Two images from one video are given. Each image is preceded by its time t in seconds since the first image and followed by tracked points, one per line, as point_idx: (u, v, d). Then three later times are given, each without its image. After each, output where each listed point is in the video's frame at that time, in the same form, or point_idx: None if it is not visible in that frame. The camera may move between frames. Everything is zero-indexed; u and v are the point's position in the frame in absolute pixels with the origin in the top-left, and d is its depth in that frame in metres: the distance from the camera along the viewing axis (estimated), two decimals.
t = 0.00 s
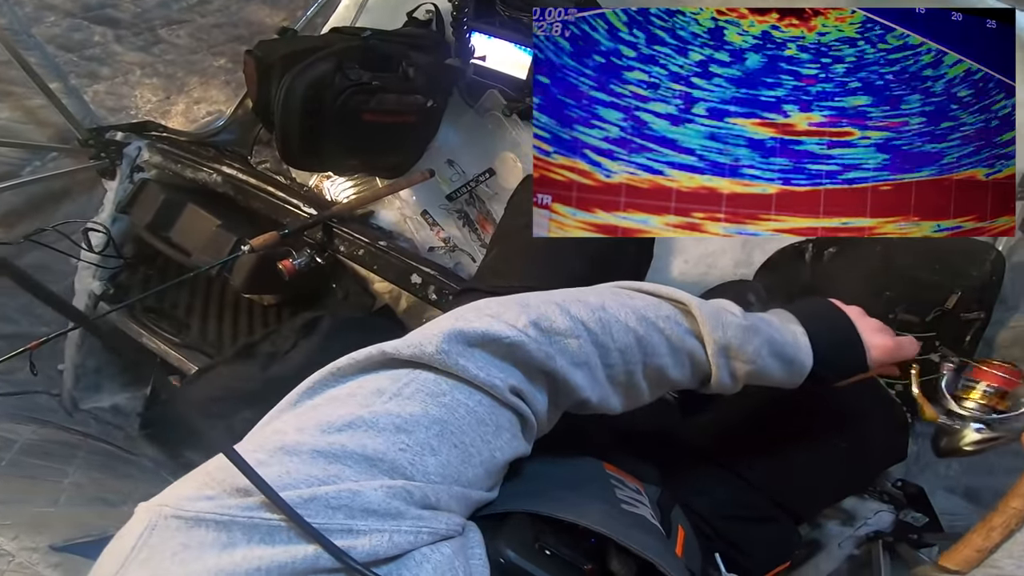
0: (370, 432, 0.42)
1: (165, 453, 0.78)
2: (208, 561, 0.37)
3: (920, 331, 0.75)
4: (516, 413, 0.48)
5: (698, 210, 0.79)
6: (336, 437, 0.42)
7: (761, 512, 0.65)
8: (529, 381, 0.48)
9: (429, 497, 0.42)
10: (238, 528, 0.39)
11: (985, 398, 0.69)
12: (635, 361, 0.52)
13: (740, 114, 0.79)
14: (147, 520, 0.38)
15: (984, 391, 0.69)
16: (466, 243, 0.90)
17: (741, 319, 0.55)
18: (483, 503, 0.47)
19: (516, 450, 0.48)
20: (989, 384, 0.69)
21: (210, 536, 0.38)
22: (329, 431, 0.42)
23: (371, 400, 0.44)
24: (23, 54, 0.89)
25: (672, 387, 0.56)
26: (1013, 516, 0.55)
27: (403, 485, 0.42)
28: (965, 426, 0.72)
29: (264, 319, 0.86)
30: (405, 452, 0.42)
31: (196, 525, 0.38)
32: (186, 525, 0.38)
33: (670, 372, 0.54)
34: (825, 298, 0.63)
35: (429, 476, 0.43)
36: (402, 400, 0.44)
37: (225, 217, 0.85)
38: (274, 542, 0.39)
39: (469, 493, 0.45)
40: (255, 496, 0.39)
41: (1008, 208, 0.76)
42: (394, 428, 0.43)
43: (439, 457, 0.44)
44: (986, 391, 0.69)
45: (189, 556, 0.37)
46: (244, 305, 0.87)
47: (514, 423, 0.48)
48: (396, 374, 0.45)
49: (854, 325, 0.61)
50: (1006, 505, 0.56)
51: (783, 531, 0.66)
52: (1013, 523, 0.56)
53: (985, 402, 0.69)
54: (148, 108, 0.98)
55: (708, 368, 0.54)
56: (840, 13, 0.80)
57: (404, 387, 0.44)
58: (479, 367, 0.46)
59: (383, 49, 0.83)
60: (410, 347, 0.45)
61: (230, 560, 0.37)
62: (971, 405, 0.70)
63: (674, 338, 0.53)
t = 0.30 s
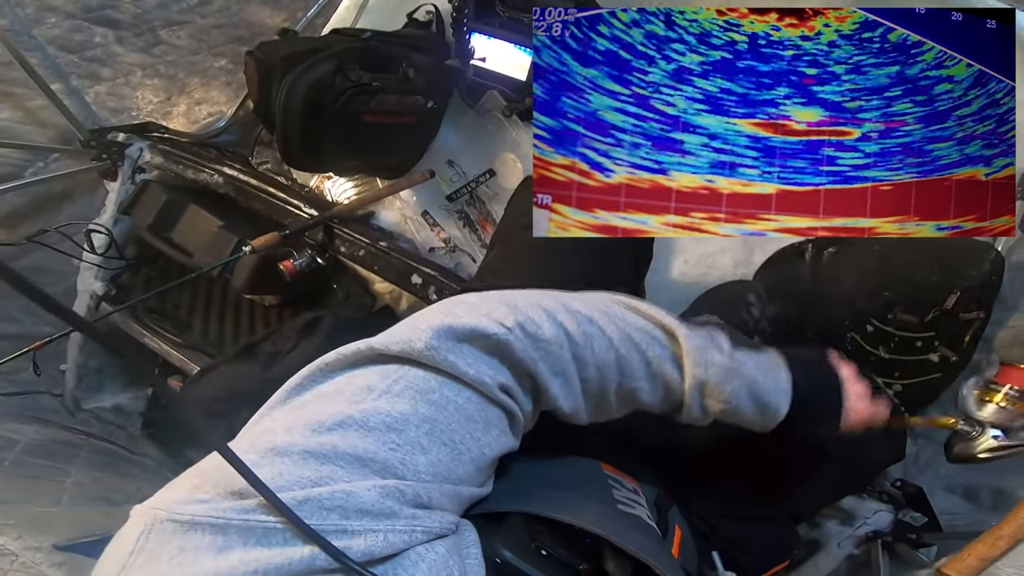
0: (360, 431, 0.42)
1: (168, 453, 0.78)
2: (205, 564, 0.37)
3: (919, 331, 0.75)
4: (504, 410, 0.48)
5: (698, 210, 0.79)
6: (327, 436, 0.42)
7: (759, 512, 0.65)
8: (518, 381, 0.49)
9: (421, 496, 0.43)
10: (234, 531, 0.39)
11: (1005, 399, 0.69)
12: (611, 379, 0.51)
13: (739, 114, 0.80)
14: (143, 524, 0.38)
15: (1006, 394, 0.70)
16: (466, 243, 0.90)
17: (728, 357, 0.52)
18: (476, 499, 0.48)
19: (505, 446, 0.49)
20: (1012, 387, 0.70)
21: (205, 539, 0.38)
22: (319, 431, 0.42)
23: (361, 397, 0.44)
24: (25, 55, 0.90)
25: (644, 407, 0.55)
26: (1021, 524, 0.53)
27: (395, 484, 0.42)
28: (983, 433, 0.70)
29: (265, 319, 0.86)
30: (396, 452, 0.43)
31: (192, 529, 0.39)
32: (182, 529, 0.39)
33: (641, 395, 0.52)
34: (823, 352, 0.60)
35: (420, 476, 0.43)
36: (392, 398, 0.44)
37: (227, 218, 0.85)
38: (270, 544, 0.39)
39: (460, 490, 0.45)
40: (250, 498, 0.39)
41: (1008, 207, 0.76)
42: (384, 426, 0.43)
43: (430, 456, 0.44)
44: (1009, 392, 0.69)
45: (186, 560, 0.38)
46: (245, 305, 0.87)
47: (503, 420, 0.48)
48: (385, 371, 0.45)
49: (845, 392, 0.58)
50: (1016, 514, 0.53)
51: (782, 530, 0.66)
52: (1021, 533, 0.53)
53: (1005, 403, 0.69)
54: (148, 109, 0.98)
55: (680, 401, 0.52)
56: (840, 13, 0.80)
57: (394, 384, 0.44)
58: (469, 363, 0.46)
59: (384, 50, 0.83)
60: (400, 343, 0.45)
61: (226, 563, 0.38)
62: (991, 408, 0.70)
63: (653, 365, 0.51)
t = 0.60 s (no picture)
0: (366, 432, 0.42)
1: (168, 453, 0.78)
2: (208, 561, 0.37)
3: (922, 330, 0.75)
4: (508, 414, 0.48)
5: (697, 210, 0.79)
6: (333, 437, 0.42)
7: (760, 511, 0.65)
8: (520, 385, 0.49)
9: (427, 497, 0.42)
10: (238, 528, 0.39)
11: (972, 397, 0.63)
12: (611, 386, 0.51)
13: (739, 114, 0.79)
14: (149, 522, 0.38)
15: (969, 392, 0.64)
16: (466, 242, 0.90)
17: (734, 360, 0.51)
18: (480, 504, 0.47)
19: (510, 450, 0.48)
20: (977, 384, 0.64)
21: (210, 536, 0.38)
22: (326, 432, 0.42)
23: (366, 401, 0.44)
24: (21, 54, 0.90)
25: (652, 420, 0.54)
26: (991, 521, 0.52)
27: (400, 485, 0.42)
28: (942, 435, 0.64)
29: (265, 318, 0.86)
30: (401, 453, 0.43)
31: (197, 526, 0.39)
32: (187, 526, 0.38)
33: (646, 404, 0.52)
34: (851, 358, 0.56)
35: (425, 477, 0.43)
36: (397, 401, 0.44)
37: (225, 216, 0.85)
38: (273, 542, 0.39)
39: (466, 492, 0.45)
40: (256, 496, 0.39)
41: (1008, 207, 0.76)
42: (389, 429, 0.43)
43: (435, 458, 0.44)
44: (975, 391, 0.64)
45: (189, 556, 0.37)
46: (244, 304, 0.87)
47: (506, 423, 0.48)
48: (390, 375, 0.45)
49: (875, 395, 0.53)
50: (984, 509, 0.52)
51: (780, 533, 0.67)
52: (992, 527, 0.52)
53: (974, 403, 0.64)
54: (147, 108, 0.98)
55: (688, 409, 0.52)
56: (840, 13, 0.80)
57: (399, 388, 0.44)
58: (470, 365, 0.46)
59: (383, 48, 0.83)
60: (403, 347, 0.45)
61: (230, 560, 0.37)
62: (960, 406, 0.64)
63: (655, 371, 0.51)
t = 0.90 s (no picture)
0: (371, 435, 0.42)
1: (167, 452, 0.78)
2: (212, 559, 0.37)
3: (921, 330, 0.76)
4: (512, 420, 0.48)
5: (698, 210, 0.79)
6: (337, 440, 0.42)
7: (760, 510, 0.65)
8: (523, 391, 0.49)
9: (429, 497, 0.42)
10: (242, 527, 0.39)
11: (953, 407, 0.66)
12: (624, 379, 0.51)
13: (739, 114, 0.79)
14: (155, 519, 0.38)
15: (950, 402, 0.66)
16: (465, 241, 0.90)
17: (732, 339, 0.52)
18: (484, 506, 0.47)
19: (514, 455, 0.48)
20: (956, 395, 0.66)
21: (215, 535, 0.38)
22: (330, 435, 0.42)
23: (370, 407, 0.44)
24: (20, 54, 0.89)
25: (664, 406, 0.55)
26: (977, 526, 0.52)
27: (403, 485, 0.42)
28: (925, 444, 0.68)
29: (264, 318, 0.86)
30: (405, 454, 0.43)
31: (203, 524, 0.39)
32: (193, 524, 0.39)
33: (659, 390, 0.52)
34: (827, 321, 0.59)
35: (429, 478, 0.43)
36: (401, 406, 0.44)
37: (225, 217, 0.84)
38: (276, 540, 0.39)
39: (469, 494, 0.45)
40: (259, 496, 0.39)
41: (1008, 208, 0.76)
42: (393, 431, 0.43)
43: (438, 459, 0.44)
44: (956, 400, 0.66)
45: (194, 555, 0.37)
46: (244, 304, 0.86)
47: (510, 429, 0.48)
48: (395, 383, 0.45)
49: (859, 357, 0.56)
50: (969, 515, 0.52)
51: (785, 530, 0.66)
52: (978, 533, 0.52)
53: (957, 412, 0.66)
54: (146, 108, 0.98)
55: (699, 389, 0.52)
56: (840, 13, 0.80)
57: (403, 394, 0.45)
58: (474, 374, 0.46)
59: (383, 48, 0.82)
60: (407, 356, 0.45)
61: (233, 559, 0.38)
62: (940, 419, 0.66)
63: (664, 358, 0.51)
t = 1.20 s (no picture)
0: (377, 428, 0.43)
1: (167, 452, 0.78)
2: (219, 553, 0.37)
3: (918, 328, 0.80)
4: (514, 415, 0.49)
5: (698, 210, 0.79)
6: (344, 433, 0.42)
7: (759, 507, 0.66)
8: (527, 389, 0.49)
9: (435, 490, 0.43)
10: (249, 520, 0.39)
11: (962, 414, 0.70)
12: (623, 393, 0.53)
13: (740, 115, 0.80)
14: (160, 513, 0.39)
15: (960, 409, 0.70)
16: (465, 241, 0.90)
17: (728, 367, 0.56)
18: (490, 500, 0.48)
19: (518, 450, 0.49)
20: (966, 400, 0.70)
21: (221, 528, 0.38)
22: (338, 427, 0.42)
23: (377, 399, 0.44)
24: (24, 55, 0.90)
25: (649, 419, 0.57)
26: (1014, 529, 0.51)
27: (409, 478, 0.42)
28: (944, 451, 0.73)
29: (263, 318, 0.86)
30: (411, 448, 0.43)
31: (209, 518, 0.39)
32: (199, 518, 0.39)
33: (650, 405, 0.54)
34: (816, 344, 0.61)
35: (435, 471, 0.43)
36: (407, 400, 0.44)
37: (225, 216, 0.85)
38: (284, 533, 0.39)
39: (475, 489, 0.45)
40: (263, 489, 0.39)
41: (1008, 208, 0.77)
42: (399, 425, 0.43)
43: (444, 454, 0.44)
44: (966, 407, 0.70)
45: (200, 549, 0.38)
46: (243, 303, 0.87)
47: (512, 425, 0.48)
48: (401, 375, 0.46)
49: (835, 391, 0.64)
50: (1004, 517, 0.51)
51: (779, 523, 0.66)
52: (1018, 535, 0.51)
53: (965, 420, 0.70)
54: (147, 108, 0.98)
55: (690, 412, 0.55)
56: (839, 13, 0.80)
57: (409, 387, 0.45)
58: (480, 370, 0.47)
59: (384, 48, 0.83)
60: (415, 349, 0.46)
61: (240, 551, 0.38)
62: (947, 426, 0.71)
63: (664, 375, 0.53)
